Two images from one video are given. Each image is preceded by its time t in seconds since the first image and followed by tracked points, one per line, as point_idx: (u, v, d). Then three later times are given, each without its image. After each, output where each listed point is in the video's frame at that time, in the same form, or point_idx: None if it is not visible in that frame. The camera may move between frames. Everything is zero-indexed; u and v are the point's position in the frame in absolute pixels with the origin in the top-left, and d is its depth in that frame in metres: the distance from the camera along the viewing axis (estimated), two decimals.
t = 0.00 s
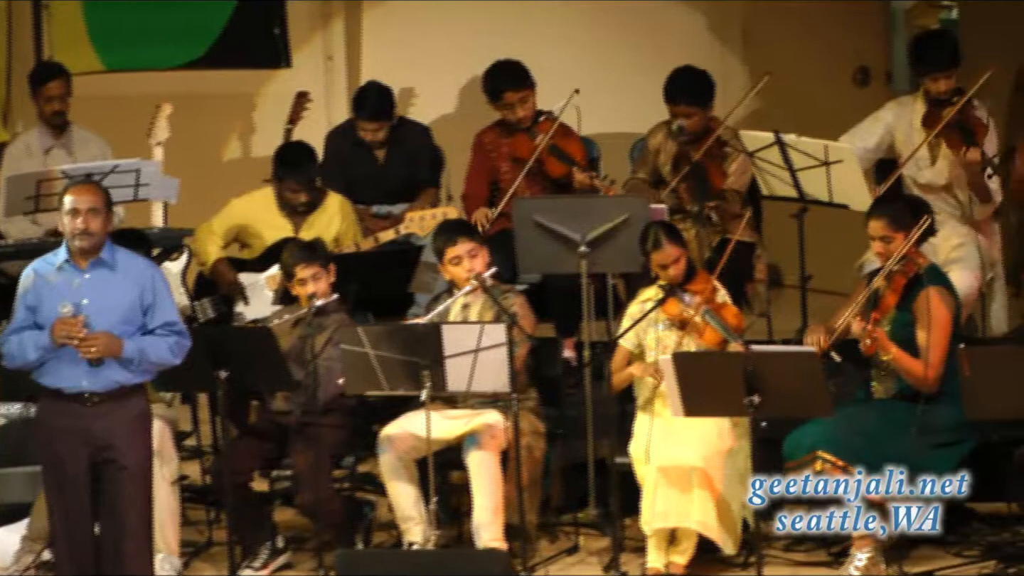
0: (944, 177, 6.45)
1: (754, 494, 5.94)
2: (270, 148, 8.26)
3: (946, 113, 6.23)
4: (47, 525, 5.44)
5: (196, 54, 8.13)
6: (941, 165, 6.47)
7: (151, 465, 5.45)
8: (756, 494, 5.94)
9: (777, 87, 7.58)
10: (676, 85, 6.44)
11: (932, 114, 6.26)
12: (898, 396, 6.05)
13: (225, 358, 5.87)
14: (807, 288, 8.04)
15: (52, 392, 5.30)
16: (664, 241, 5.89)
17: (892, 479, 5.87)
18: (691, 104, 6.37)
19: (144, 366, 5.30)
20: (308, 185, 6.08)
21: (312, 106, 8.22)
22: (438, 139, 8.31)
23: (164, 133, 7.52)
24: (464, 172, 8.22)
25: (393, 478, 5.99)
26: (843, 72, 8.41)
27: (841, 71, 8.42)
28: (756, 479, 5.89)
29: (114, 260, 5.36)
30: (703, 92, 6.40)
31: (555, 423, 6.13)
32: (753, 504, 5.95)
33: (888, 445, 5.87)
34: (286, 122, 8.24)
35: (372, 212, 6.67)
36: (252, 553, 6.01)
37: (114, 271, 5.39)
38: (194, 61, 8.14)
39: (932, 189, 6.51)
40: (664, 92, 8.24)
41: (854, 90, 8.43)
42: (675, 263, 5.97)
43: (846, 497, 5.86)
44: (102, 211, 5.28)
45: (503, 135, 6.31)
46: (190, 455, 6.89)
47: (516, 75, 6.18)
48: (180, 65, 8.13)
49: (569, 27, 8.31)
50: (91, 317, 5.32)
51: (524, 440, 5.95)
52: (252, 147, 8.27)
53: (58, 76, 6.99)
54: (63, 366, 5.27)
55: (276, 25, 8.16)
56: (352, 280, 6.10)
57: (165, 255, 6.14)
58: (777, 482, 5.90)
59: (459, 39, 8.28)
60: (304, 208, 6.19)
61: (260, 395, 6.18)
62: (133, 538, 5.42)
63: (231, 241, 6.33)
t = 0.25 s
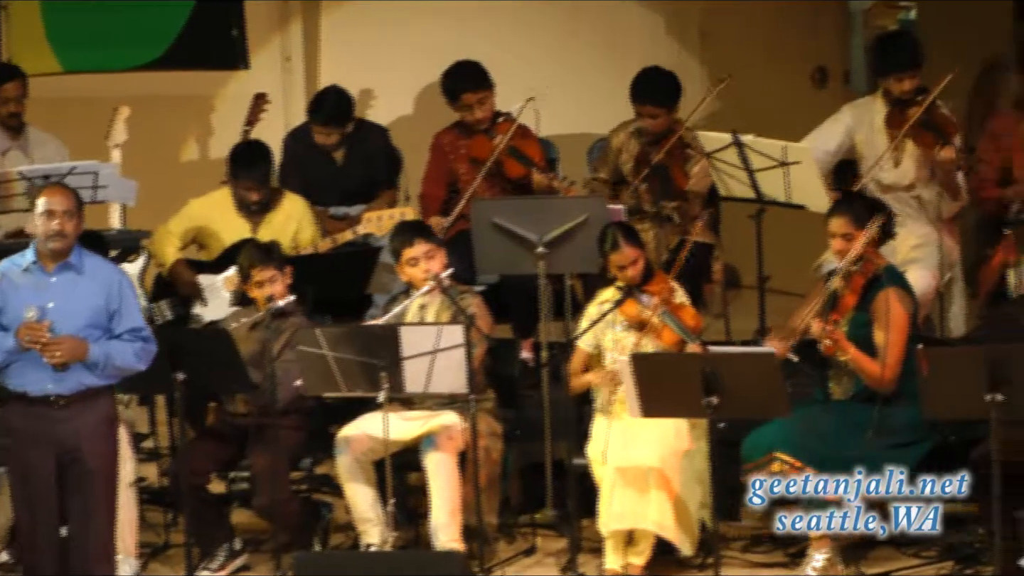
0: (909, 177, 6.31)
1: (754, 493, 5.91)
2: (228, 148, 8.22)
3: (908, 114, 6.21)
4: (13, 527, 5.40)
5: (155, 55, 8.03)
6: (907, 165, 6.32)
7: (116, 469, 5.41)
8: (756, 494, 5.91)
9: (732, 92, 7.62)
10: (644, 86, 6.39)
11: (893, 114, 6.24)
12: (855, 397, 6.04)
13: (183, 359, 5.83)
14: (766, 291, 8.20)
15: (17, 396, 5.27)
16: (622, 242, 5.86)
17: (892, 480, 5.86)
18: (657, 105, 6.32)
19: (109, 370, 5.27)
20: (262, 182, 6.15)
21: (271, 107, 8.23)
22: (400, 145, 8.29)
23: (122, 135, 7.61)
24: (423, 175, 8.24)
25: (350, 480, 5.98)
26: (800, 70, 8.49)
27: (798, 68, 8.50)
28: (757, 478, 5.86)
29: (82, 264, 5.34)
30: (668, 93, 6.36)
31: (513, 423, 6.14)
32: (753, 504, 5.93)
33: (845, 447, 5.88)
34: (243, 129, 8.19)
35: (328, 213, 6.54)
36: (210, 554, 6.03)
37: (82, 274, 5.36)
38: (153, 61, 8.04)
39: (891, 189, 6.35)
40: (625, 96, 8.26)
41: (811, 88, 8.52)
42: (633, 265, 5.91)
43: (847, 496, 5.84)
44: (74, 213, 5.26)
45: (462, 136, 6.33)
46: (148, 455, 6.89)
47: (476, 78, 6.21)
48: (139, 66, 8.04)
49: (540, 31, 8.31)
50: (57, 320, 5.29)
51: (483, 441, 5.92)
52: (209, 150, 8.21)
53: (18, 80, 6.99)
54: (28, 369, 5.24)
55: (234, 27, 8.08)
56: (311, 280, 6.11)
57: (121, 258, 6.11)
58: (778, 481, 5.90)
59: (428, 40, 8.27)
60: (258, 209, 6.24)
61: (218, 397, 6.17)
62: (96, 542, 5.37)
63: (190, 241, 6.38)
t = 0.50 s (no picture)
0: (864, 177, 6.28)
1: (754, 494, 5.82)
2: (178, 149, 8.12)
3: (865, 116, 6.15)
4: None
5: (103, 56, 7.82)
6: (861, 165, 6.28)
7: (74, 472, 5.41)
8: (756, 494, 5.82)
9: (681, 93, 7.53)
10: (602, 86, 6.37)
11: (849, 115, 6.19)
12: (805, 397, 6.05)
13: (134, 360, 5.79)
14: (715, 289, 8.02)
15: None
16: (572, 243, 5.86)
17: (892, 480, 5.95)
18: (616, 105, 6.30)
19: (69, 373, 5.26)
20: (214, 181, 6.21)
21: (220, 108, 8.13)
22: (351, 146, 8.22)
23: (72, 136, 7.41)
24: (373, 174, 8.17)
25: (301, 482, 5.98)
26: (749, 70, 8.34)
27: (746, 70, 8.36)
28: (759, 478, 5.77)
29: (42, 267, 5.31)
30: (625, 93, 6.32)
31: (464, 425, 6.14)
32: (753, 505, 5.83)
33: (795, 447, 5.88)
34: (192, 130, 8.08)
35: (278, 215, 6.60)
36: (160, 556, 6.00)
37: (41, 277, 5.33)
38: (102, 62, 7.83)
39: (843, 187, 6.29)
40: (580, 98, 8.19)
41: (759, 89, 8.37)
42: (583, 266, 5.94)
43: (847, 497, 5.91)
44: (34, 216, 5.21)
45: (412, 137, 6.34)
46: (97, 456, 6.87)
47: (426, 79, 6.25)
48: (88, 68, 7.83)
49: (503, 33, 8.25)
50: (16, 323, 5.26)
51: (433, 442, 5.90)
52: (159, 151, 8.10)
53: None
54: None
55: (184, 27, 7.85)
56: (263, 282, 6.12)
57: (70, 259, 6.07)
58: (778, 481, 5.81)
59: (390, 36, 8.19)
60: (211, 209, 6.28)
61: (168, 398, 6.16)
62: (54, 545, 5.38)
63: (139, 243, 6.41)
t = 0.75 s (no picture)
0: (818, 176, 6.19)
1: (754, 493, 5.88)
2: (128, 152, 8.03)
3: (819, 115, 6.06)
4: None
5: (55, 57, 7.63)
6: (815, 165, 6.19)
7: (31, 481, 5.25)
8: (756, 494, 5.89)
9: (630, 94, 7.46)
10: (558, 87, 6.42)
11: (803, 114, 6.10)
12: (755, 398, 6.05)
13: (83, 363, 5.78)
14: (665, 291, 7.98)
15: None
16: (523, 245, 5.86)
17: (891, 480, 5.90)
18: (573, 105, 6.34)
19: (27, 380, 5.09)
20: (165, 186, 6.30)
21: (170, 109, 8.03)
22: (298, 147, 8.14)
23: (22, 138, 7.22)
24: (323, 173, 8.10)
25: (251, 483, 5.98)
26: (699, 70, 8.27)
27: (697, 69, 8.28)
28: (757, 478, 5.85)
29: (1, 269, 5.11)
30: (583, 95, 6.36)
31: (414, 426, 6.15)
32: (753, 505, 5.90)
33: (745, 448, 5.88)
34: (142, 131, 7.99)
35: (229, 215, 6.73)
36: (110, 558, 6.02)
37: None
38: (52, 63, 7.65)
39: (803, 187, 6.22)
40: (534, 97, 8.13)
41: (710, 90, 8.29)
42: (534, 268, 5.93)
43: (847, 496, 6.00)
44: None
45: (363, 138, 6.36)
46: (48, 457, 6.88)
47: (376, 81, 6.28)
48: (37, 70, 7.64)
49: (461, 33, 8.20)
50: None
51: (384, 444, 5.90)
52: (108, 153, 8.01)
53: None
54: None
55: (134, 30, 7.68)
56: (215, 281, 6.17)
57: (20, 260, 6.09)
58: (779, 481, 5.88)
59: (351, 41, 8.13)
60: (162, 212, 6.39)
61: (118, 399, 6.16)
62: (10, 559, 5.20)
63: (90, 245, 6.49)
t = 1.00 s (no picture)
0: (772, 176, 6.20)
1: (754, 494, 5.91)
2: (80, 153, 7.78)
3: (774, 114, 6.06)
4: None
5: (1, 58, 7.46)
6: (769, 165, 6.20)
7: None
8: (756, 494, 5.92)
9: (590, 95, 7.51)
10: (510, 86, 6.46)
11: (759, 114, 6.10)
12: (708, 398, 6.04)
13: (37, 365, 5.75)
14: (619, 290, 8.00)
15: None
16: (476, 245, 5.85)
17: (891, 480, 5.92)
18: (525, 106, 6.41)
19: None
20: (114, 184, 6.40)
21: (122, 110, 7.86)
22: (251, 146, 8.05)
23: None
24: (276, 174, 8.03)
25: (204, 484, 5.97)
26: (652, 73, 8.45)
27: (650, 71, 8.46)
28: (757, 477, 5.87)
29: None
30: (536, 97, 6.43)
31: (368, 426, 6.16)
32: (753, 505, 5.92)
33: (699, 448, 5.89)
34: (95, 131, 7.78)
35: (182, 217, 6.73)
36: (64, 560, 5.98)
37: None
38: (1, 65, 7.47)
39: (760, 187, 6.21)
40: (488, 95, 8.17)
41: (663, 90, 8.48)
42: (487, 268, 5.89)
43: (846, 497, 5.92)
44: None
45: (314, 138, 6.38)
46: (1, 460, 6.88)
47: (329, 81, 6.31)
48: None
49: (423, 32, 8.15)
50: None
51: (337, 444, 5.88)
52: (61, 155, 7.75)
53: None
54: None
55: (86, 28, 7.58)
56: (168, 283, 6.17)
57: None
58: (778, 482, 5.90)
59: (314, 41, 8.04)
60: (113, 211, 6.49)
61: (71, 401, 6.16)
62: None
63: (42, 246, 6.60)
